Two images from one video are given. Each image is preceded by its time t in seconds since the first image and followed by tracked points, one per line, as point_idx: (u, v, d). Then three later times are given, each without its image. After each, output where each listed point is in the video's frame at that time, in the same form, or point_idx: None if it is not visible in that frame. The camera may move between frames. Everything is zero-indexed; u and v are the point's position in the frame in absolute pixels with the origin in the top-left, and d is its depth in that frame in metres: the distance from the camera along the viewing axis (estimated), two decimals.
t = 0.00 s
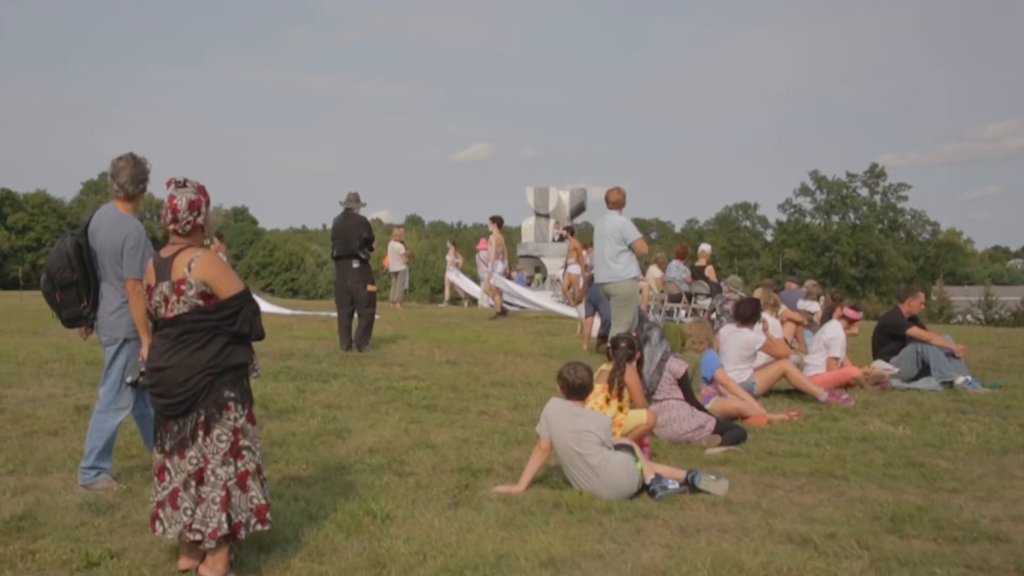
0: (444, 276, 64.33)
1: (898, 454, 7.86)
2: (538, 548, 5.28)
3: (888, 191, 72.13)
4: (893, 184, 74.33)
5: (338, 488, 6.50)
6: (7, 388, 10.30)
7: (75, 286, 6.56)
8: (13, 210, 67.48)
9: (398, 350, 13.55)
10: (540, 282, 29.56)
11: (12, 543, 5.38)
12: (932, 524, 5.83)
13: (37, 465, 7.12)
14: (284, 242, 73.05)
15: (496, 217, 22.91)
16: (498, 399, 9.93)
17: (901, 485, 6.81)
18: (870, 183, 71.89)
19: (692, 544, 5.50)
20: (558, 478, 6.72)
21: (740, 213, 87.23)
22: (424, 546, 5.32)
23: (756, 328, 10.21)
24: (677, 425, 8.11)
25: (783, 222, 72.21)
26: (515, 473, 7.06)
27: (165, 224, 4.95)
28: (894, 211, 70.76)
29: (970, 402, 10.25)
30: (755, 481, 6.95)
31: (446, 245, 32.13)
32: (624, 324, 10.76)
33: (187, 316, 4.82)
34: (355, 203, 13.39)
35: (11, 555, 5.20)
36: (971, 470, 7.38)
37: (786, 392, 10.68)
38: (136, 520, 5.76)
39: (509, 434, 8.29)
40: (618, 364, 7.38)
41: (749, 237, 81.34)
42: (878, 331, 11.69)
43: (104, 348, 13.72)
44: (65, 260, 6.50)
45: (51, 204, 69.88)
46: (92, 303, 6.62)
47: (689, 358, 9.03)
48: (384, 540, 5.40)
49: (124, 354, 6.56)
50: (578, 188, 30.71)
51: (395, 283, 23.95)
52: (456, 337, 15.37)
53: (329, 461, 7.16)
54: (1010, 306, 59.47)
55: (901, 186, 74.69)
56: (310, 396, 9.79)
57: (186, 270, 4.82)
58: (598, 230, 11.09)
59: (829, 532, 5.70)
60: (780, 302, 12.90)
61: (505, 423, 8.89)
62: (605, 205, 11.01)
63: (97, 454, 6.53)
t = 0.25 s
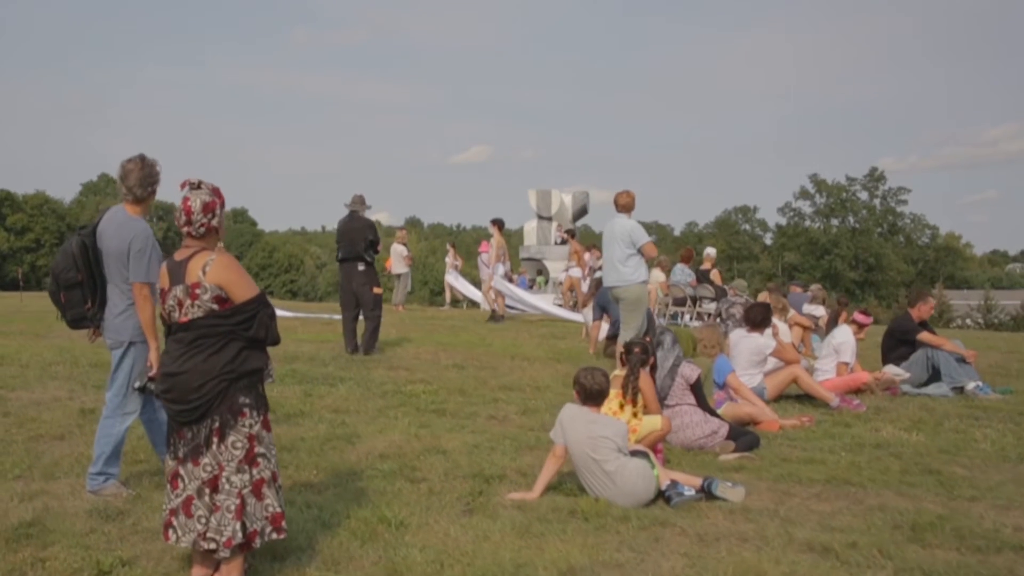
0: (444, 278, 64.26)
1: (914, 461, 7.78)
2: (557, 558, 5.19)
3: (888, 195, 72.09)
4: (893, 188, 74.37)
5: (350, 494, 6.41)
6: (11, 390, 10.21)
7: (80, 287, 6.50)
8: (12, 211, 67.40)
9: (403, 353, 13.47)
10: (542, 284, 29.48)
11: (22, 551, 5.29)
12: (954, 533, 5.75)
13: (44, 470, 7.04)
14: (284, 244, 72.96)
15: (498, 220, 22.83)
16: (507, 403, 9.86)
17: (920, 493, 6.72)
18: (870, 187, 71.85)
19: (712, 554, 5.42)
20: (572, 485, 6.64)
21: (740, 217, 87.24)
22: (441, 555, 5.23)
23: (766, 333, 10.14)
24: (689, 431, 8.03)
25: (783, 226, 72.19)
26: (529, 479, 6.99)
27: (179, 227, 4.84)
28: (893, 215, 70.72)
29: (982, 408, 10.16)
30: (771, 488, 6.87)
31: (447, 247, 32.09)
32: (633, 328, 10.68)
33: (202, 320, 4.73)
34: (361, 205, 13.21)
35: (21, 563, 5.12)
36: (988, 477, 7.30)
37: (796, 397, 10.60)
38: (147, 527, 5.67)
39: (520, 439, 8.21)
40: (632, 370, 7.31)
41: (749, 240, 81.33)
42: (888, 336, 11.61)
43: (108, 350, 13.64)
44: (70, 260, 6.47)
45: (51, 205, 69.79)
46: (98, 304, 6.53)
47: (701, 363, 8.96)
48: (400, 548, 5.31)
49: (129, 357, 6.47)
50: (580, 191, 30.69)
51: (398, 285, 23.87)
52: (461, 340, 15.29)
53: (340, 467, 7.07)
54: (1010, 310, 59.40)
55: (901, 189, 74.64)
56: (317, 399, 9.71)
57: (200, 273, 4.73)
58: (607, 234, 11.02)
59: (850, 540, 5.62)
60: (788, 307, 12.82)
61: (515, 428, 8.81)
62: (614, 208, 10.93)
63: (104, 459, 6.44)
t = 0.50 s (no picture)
0: (444, 280, 64.20)
1: (930, 467, 7.70)
2: (576, 566, 5.11)
3: (888, 198, 72.05)
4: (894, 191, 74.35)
5: (363, 500, 6.33)
6: (16, 393, 10.12)
7: (85, 287, 6.42)
8: (12, 212, 67.33)
9: (409, 356, 13.38)
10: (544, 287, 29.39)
11: (32, 558, 5.20)
12: (977, 541, 5.67)
13: (52, 474, 6.96)
14: (284, 246, 72.90)
15: (500, 222, 22.75)
16: (516, 407, 9.78)
17: (939, 500, 6.64)
18: (870, 190, 71.82)
19: (733, 562, 5.34)
20: (587, 492, 6.56)
21: (740, 220, 87.20)
22: (458, 563, 5.15)
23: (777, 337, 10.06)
24: (703, 436, 7.94)
25: (783, 229, 72.15)
26: (542, 485, 6.90)
27: (193, 227, 4.70)
28: (893, 218, 70.70)
29: (995, 413, 10.08)
30: (788, 494, 6.78)
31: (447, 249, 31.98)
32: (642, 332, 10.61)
33: (218, 324, 4.62)
34: (365, 206, 13.02)
35: (31, 570, 5.03)
36: (1006, 484, 7.22)
37: (807, 401, 10.52)
38: (158, 533, 5.59)
39: (532, 444, 8.13)
40: (646, 374, 7.22)
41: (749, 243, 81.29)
42: (899, 340, 11.53)
43: (112, 352, 13.55)
44: (75, 259, 6.41)
45: (50, 206, 69.71)
46: (103, 306, 6.44)
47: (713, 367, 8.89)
48: (417, 556, 5.23)
49: (136, 360, 6.35)
50: (583, 193, 30.60)
51: (401, 287, 23.79)
52: (467, 343, 15.21)
53: (352, 472, 6.99)
54: (1010, 313, 59.34)
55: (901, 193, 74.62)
56: (325, 403, 9.62)
57: (216, 276, 4.62)
58: (617, 236, 10.94)
59: (873, 549, 5.54)
60: (797, 310, 12.74)
61: (526, 432, 8.73)
62: (624, 210, 10.85)
63: (113, 464, 6.34)
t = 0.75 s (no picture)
0: (445, 283, 64.14)
1: (948, 473, 7.61)
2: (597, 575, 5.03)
3: (889, 201, 71.96)
4: (896, 194, 74.28)
5: (377, 506, 6.25)
6: (23, 395, 10.05)
7: (91, 288, 6.31)
8: (12, 214, 67.29)
9: (417, 359, 13.30)
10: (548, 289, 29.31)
11: (44, 565, 5.12)
12: (1003, 549, 5.58)
13: (62, 479, 6.88)
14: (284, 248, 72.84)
15: (502, 224, 22.67)
16: (527, 412, 9.70)
17: (960, 508, 6.55)
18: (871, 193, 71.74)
19: (755, 571, 5.25)
20: (603, 498, 6.48)
21: (742, 222, 87.13)
22: (478, 571, 5.07)
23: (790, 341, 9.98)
24: (718, 441, 7.86)
25: (784, 232, 72.08)
26: (558, 491, 6.82)
27: (208, 229, 4.55)
28: (895, 221, 70.61)
29: (1009, 418, 9.99)
30: (807, 501, 6.70)
31: (449, 251, 31.88)
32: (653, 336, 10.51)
33: (236, 328, 4.51)
34: (372, 209, 12.99)
35: None
36: None
37: (819, 406, 10.44)
38: (171, 540, 5.50)
39: (545, 449, 8.05)
40: (662, 379, 7.14)
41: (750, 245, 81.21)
42: (910, 344, 11.44)
43: (117, 354, 13.48)
44: (82, 260, 6.29)
45: (51, 207, 69.65)
46: (108, 307, 6.32)
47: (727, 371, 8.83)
48: (435, 565, 5.15)
49: (142, 363, 6.24)
50: (586, 195, 30.48)
51: (405, 290, 23.71)
52: (473, 345, 15.13)
53: (365, 477, 6.91)
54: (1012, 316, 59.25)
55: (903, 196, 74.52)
56: (334, 406, 9.54)
57: (234, 278, 4.49)
58: (627, 239, 10.86)
59: (897, 557, 5.45)
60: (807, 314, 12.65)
61: (538, 437, 8.65)
62: (635, 213, 10.77)
63: (123, 470, 6.26)
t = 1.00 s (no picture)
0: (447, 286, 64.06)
1: (969, 478, 7.52)
2: None
3: (892, 203, 71.84)
4: (899, 196, 74.20)
5: (393, 513, 6.17)
6: (31, 400, 9.97)
7: (99, 291, 6.16)
8: (14, 217, 67.29)
9: (426, 363, 13.22)
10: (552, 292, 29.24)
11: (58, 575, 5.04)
12: None
13: (73, 486, 6.79)
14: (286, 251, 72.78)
15: (504, 227, 22.59)
16: (539, 416, 9.62)
17: (984, 514, 6.46)
18: (874, 196, 71.62)
19: None
20: (622, 505, 6.38)
21: (744, 225, 87.02)
22: None
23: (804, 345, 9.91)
24: (735, 446, 7.76)
25: (787, 234, 72.01)
26: (576, 498, 6.74)
27: (226, 233, 4.46)
28: (897, 223, 70.51)
29: None
30: (828, 507, 6.61)
31: (452, 254, 31.78)
32: (665, 340, 10.46)
33: (255, 333, 4.40)
34: (378, 213, 12.82)
35: None
36: None
37: (833, 410, 10.36)
38: (186, 548, 5.42)
39: (560, 455, 7.96)
40: (680, 383, 7.05)
41: (753, 248, 81.10)
42: (924, 348, 11.36)
43: (124, 358, 13.40)
44: (91, 263, 6.16)
45: (53, 210, 69.61)
46: (116, 311, 6.15)
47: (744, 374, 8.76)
48: (455, 573, 5.08)
49: (152, 368, 6.08)
50: (591, 198, 30.36)
51: (410, 293, 23.62)
52: (481, 349, 15.04)
53: (380, 483, 6.82)
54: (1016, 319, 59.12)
55: (905, 198, 74.40)
56: (345, 411, 9.46)
57: (253, 283, 4.40)
58: (639, 242, 10.79)
59: (924, 565, 5.36)
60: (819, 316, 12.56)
61: (552, 442, 8.56)
62: (646, 216, 10.70)
63: (135, 477, 6.11)
